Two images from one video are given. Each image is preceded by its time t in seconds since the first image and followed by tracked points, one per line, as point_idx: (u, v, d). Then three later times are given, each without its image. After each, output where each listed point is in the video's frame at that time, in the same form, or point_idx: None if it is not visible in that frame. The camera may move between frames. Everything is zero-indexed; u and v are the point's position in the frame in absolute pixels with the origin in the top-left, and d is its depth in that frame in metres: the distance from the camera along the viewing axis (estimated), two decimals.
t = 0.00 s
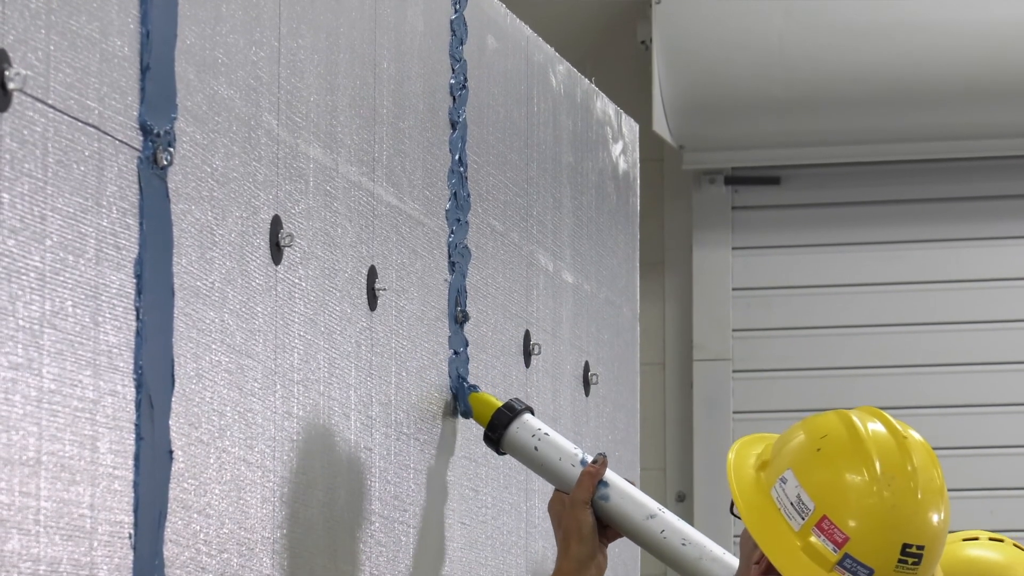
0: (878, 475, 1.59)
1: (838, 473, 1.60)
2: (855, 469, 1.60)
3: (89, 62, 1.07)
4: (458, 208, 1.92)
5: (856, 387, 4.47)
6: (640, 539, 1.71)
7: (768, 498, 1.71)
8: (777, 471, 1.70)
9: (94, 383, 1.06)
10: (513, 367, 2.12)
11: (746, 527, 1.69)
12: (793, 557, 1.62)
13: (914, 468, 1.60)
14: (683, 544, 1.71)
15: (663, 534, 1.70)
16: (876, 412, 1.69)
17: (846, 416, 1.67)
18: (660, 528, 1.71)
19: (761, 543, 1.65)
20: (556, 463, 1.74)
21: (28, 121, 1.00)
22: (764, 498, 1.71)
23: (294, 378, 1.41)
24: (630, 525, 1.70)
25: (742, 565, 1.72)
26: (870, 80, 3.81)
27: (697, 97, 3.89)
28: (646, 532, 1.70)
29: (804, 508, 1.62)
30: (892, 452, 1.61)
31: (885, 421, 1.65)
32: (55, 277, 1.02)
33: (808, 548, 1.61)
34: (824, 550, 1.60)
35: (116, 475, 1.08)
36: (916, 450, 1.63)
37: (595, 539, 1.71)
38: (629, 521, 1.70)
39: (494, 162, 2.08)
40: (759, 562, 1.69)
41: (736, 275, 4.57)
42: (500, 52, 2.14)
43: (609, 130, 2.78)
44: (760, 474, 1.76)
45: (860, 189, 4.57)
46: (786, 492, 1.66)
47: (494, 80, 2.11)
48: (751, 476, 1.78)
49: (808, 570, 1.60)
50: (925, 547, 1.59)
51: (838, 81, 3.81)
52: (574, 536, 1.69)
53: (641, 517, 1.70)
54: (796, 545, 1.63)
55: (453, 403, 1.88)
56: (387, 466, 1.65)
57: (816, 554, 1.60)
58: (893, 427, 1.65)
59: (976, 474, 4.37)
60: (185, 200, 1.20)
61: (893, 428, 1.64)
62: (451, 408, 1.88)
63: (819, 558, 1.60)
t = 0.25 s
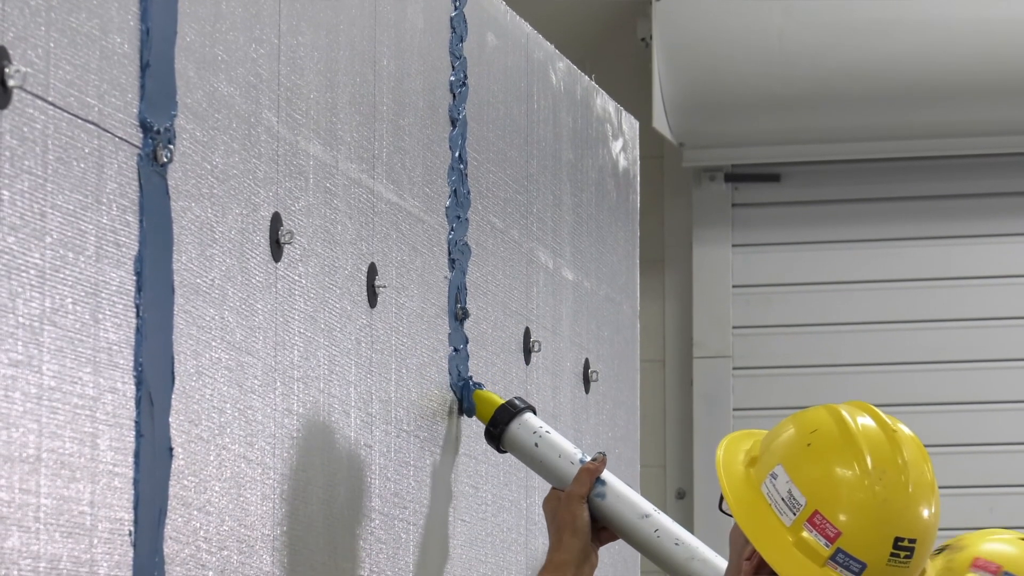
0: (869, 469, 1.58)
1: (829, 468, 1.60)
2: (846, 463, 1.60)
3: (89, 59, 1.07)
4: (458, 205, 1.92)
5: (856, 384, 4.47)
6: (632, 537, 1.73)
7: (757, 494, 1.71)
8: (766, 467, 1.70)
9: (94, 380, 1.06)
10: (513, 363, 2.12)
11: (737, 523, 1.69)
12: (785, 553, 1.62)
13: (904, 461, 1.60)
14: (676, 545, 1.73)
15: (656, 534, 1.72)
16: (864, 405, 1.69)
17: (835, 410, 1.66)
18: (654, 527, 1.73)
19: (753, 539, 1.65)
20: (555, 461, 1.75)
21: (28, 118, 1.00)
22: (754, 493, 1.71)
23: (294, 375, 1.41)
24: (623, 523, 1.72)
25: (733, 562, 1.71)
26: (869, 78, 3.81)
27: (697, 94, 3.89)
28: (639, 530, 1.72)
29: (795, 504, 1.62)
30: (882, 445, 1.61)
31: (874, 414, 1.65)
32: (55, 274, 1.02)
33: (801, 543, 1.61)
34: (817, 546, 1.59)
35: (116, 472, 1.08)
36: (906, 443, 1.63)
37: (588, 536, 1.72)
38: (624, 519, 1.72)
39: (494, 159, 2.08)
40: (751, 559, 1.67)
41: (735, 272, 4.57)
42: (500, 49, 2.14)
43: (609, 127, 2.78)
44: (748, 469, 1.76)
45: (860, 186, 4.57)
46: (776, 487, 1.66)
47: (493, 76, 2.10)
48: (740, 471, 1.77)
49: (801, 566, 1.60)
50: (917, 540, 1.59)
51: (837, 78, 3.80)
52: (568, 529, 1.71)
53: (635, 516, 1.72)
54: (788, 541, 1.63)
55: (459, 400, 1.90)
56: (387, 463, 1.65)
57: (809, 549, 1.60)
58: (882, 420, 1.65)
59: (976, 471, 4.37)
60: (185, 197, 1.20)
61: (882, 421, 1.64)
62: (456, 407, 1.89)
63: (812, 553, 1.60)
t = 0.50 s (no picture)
0: (861, 464, 1.59)
1: (821, 464, 1.61)
2: (838, 459, 1.60)
3: (89, 56, 1.07)
4: (458, 202, 1.92)
5: (855, 382, 4.47)
6: (630, 537, 1.70)
7: (749, 492, 1.71)
8: (758, 464, 1.70)
9: (94, 377, 1.06)
10: (513, 361, 2.12)
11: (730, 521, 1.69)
12: (778, 550, 1.62)
13: (895, 455, 1.61)
14: (674, 544, 1.69)
15: (654, 533, 1.69)
16: (854, 402, 1.69)
17: (825, 406, 1.67)
18: (652, 527, 1.69)
19: (745, 537, 1.65)
20: (553, 459, 1.74)
21: (28, 116, 1.00)
22: (746, 491, 1.71)
23: (294, 372, 1.41)
24: (621, 522, 1.69)
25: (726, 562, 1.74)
26: (870, 74, 3.80)
27: (697, 91, 3.89)
28: (637, 529, 1.69)
29: (788, 501, 1.62)
30: (873, 440, 1.62)
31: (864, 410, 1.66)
32: (55, 271, 1.02)
33: (793, 540, 1.61)
34: (810, 542, 1.60)
35: (116, 469, 1.08)
36: (897, 438, 1.64)
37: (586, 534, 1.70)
38: (622, 518, 1.69)
39: (494, 156, 2.08)
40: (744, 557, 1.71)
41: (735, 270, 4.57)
42: (500, 46, 2.14)
43: (609, 125, 2.78)
44: (739, 468, 1.76)
45: (860, 183, 4.57)
46: (768, 484, 1.66)
47: (493, 74, 2.10)
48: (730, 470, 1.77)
49: (794, 563, 1.60)
50: (909, 535, 1.59)
51: (836, 76, 3.80)
52: (565, 527, 1.69)
53: (633, 515, 1.70)
54: (781, 539, 1.63)
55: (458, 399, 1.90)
56: (387, 460, 1.65)
57: (802, 546, 1.60)
58: (872, 416, 1.66)
59: (976, 469, 4.38)
60: (185, 194, 1.20)
61: (872, 417, 1.65)
62: (455, 405, 1.89)
63: (805, 550, 1.60)
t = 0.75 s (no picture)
0: (855, 460, 1.59)
1: (815, 461, 1.61)
2: (832, 456, 1.60)
3: (89, 54, 1.07)
4: (458, 200, 1.92)
5: (855, 379, 4.47)
6: (633, 543, 1.72)
7: (748, 489, 1.72)
8: (756, 462, 1.71)
9: (94, 375, 1.06)
10: (513, 359, 2.12)
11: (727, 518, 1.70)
12: (774, 546, 1.62)
13: (891, 451, 1.60)
14: (678, 549, 1.71)
15: (658, 539, 1.70)
16: (852, 400, 1.69)
17: (822, 403, 1.67)
18: (654, 533, 1.71)
19: (742, 533, 1.66)
20: (550, 466, 1.74)
21: (28, 114, 1.00)
22: (745, 488, 1.72)
23: (294, 370, 1.41)
24: (623, 529, 1.71)
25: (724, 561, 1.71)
26: (871, 71, 3.80)
27: (697, 89, 3.88)
28: (639, 535, 1.71)
29: (782, 497, 1.63)
30: (869, 436, 1.61)
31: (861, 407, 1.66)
32: (55, 269, 1.02)
33: (788, 536, 1.62)
34: (804, 538, 1.60)
35: (116, 467, 1.08)
36: (894, 435, 1.63)
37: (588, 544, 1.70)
38: (624, 525, 1.71)
39: (494, 155, 2.08)
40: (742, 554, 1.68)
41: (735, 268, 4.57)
42: (500, 44, 2.14)
43: (610, 122, 2.78)
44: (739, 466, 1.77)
45: (860, 181, 4.57)
46: (764, 481, 1.67)
47: (494, 71, 2.10)
48: (731, 468, 1.78)
49: (789, 558, 1.61)
50: (906, 532, 1.58)
51: (836, 74, 3.80)
52: (567, 537, 1.70)
53: (635, 521, 1.71)
54: (777, 535, 1.63)
55: (451, 405, 1.88)
56: (387, 458, 1.65)
57: (796, 542, 1.61)
58: (869, 413, 1.65)
59: (976, 467, 4.38)
60: (185, 192, 1.20)
61: (869, 413, 1.65)
62: (449, 412, 1.88)
63: (799, 546, 1.60)
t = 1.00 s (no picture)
0: (863, 459, 1.59)
1: (822, 459, 1.61)
2: (840, 454, 1.61)
3: (89, 52, 1.07)
4: (458, 198, 1.92)
5: (855, 377, 4.47)
6: (637, 546, 1.73)
7: (754, 486, 1.72)
8: (762, 460, 1.72)
9: (94, 372, 1.06)
10: (513, 356, 2.12)
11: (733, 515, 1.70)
12: (780, 543, 1.63)
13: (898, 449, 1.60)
14: (682, 552, 1.72)
15: (662, 543, 1.72)
16: (859, 399, 1.69)
17: (829, 402, 1.68)
18: (658, 536, 1.72)
19: (748, 530, 1.66)
20: (554, 469, 1.74)
21: (28, 111, 1.00)
22: (751, 486, 1.72)
23: (294, 368, 1.41)
24: (626, 532, 1.72)
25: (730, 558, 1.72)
26: (870, 69, 3.80)
27: (697, 87, 3.88)
28: (643, 539, 1.72)
29: (789, 494, 1.63)
30: (876, 435, 1.62)
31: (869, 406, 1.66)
32: (55, 267, 1.02)
33: (795, 533, 1.62)
34: (811, 535, 1.60)
35: (116, 465, 1.08)
36: (901, 434, 1.63)
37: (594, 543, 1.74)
38: (627, 529, 1.72)
39: (494, 152, 2.08)
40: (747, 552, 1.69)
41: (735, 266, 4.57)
42: (500, 41, 2.14)
43: (609, 120, 2.78)
44: (745, 464, 1.77)
45: (860, 178, 4.57)
46: (771, 478, 1.67)
47: (494, 69, 2.10)
48: (737, 466, 1.79)
49: (795, 555, 1.61)
50: (911, 530, 1.59)
51: (835, 72, 3.80)
52: (572, 544, 1.73)
53: (638, 525, 1.72)
54: (783, 532, 1.63)
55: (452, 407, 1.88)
56: (387, 456, 1.65)
57: (803, 539, 1.61)
58: (877, 412, 1.66)
59: (976, 465, 4.38)
60: (185, 189, 1.20)
61: (876, 412, 1.65)
62: (449, 413, 1.87)
63: (806, 543, 1.61)
